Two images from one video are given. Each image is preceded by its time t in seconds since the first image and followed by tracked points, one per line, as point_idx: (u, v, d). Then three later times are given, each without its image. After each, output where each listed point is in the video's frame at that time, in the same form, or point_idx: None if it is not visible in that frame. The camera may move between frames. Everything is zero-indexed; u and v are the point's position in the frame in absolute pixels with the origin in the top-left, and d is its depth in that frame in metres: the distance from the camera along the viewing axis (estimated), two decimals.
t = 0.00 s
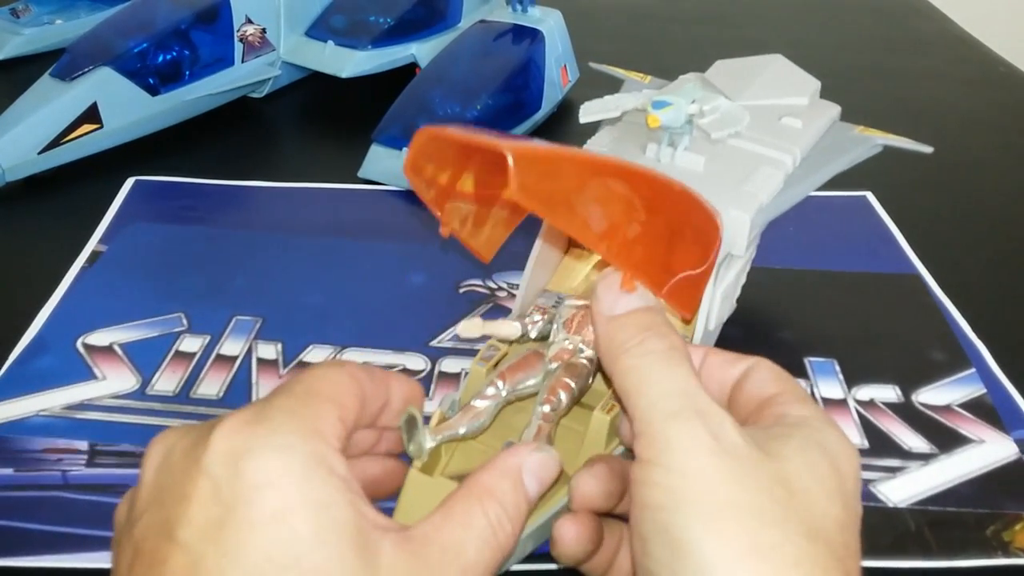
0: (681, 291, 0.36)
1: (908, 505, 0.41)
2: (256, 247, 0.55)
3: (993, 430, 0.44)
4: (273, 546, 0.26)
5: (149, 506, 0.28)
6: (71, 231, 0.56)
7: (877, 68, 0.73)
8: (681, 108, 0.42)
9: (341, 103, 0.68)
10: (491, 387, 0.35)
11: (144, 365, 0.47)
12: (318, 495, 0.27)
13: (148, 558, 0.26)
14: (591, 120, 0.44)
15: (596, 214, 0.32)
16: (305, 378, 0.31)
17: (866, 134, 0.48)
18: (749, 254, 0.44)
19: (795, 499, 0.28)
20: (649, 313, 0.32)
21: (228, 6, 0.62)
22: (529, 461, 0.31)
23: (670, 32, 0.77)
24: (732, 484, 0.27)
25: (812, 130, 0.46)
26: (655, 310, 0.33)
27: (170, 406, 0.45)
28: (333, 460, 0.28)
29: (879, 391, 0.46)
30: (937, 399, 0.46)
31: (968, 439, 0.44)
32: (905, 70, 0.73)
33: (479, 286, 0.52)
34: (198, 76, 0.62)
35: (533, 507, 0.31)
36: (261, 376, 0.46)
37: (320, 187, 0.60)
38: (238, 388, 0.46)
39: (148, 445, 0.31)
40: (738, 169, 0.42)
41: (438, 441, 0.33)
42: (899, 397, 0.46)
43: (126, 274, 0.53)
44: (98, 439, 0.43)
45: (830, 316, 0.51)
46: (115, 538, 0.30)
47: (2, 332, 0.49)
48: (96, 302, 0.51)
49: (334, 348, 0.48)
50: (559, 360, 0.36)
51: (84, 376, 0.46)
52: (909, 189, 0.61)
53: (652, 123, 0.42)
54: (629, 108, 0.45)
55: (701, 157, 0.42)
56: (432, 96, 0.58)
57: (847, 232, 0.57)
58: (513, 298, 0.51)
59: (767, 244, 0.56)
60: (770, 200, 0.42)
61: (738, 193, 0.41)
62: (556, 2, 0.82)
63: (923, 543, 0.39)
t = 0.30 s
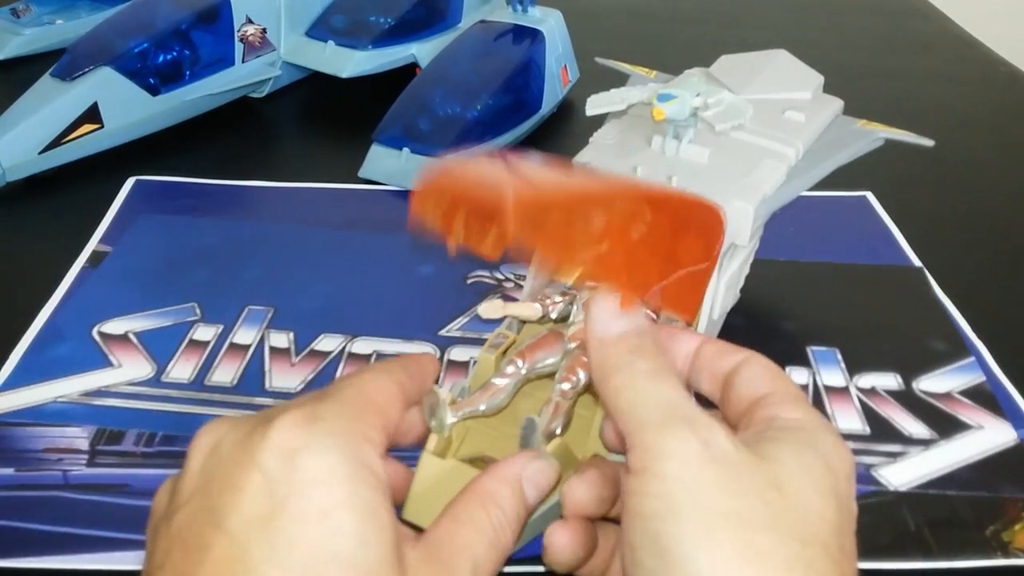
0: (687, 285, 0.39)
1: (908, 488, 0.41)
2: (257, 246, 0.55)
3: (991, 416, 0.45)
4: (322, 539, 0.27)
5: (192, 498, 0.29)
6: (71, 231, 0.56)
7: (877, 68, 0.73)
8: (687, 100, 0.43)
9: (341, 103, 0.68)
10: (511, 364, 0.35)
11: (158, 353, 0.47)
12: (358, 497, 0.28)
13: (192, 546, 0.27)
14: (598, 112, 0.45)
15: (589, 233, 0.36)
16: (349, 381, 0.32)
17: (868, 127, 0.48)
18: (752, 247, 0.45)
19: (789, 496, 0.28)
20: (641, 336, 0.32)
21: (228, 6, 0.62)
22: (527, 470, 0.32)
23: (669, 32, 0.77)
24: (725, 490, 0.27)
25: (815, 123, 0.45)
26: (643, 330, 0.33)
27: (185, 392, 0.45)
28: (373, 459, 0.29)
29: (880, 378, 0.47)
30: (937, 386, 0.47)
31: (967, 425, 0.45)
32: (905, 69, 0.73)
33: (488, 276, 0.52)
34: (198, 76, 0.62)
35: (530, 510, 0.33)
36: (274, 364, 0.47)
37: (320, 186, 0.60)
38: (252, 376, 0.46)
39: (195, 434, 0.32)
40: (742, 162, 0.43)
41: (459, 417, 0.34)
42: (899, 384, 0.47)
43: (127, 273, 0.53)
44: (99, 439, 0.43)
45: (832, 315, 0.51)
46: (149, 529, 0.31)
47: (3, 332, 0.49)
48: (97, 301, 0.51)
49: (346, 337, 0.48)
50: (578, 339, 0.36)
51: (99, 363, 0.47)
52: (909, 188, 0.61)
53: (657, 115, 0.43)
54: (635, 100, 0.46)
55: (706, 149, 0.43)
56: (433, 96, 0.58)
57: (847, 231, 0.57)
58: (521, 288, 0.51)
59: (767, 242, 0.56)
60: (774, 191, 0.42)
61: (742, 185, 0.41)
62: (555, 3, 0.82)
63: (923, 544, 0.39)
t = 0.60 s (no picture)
0: (688, 296, 0.38)
1: (909, 485, 0.42)
2: (256, 245, 0.55)
3: (992, 413, 0.45)
4: (335, 559, 0.29)
5: (206, 508, 0.31)
6: (70, 231, 0.56)
7: (876, 67, 0.73)
8: (686, 99, 0.43)
9: (341, 102, 0.68)
10: (521, 371, 0.37)
11: (158, 354, 0.47)
12: (370, 515, 0.29)
13: (205, 557, 0.29)
14: (596, 111, 0.45)
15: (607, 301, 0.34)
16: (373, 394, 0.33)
17: (867, 123, 0.48)
18: (752, 244, 0.45)
19: (802, 439, 0.29)
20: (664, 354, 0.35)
21: (228, 6, 0.62)
22: (526, 488, 0.33)
23: (670, 31, 0.77)
24: (735, 430, 0.30)
25: (814, 119, 0.45)
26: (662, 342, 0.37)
27: (186, 393, 0.45)
28: (388, 475, 0.31)
29: (880, 375, 0.47)
30: (937, 382, 0.47)
31: (967, 422, 0.45)
32: (906, 69, 0.73)
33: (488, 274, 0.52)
34: (198, 76, 0.62)
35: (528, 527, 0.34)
36: (275, 365, 0.47)
37: (318, 186, 0.60)
38: (253, 375, 0.46)
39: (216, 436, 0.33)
40: (741, 159, 0.42)
41: (474, 429, 0.35)
42: (900, 381, 0.47)
43: (126, 272, 0.53)
44: (98, 439, 0.43)
45: (831, 313, 0.51)
46: (163, 532, 0.32)
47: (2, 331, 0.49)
48: (96, 301, 0.51)
49: (346, 337, 0.48)
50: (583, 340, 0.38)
51: (99, 364, 0.47)
52: (909, 187, 0.61)
53: (657, 114, 0.43)
54: (635, 99, 0.46)
55: (705, 147, 0.43)
56: (432, 96, 0.58)
57: (847, 230, 0.57)
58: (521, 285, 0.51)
59: (768, 241, 0.56)
60: (775, 187, 0.42)
61: (742, 182, 0.41)
62: (555, 3, 0.82)
63: (924, 544, 0.39)
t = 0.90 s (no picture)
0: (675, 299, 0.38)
1: (905, 484, 0.42)
2: (257, 245, 0.55)
3: (988, 410, 0.45)
4: (334, 564, 0.29)
5: (208, 511, 0.31)
6: (70, 232, 0.56)
7: (876, 67, 0.73)
8: (682, 98, 0.43)
9: (341, 102, 0.68)
10: (501, 375, 0.36)
11: (156, 354, 0.47)
12: (372, 517, 0.29)
13: (209, 561, 0.29)
14: (593, 111, 0.45)
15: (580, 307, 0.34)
16: (358, 377, 0.33)
17: (863, 123, 0.48)
18: (748, 245, 0.45)
19: (793, 395, 0.32)
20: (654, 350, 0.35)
21: (228, 6, 0.62)
22: (523, 486, 0.33)
23: (669, 31, 0.77)
24: (726, 388, 0.31)
25: (810, 119, 0.45)
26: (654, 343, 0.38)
27: (183, 394, 0.45)
28: (389, 477, 0.30)
29: (877, 374, 0.47)
30: (932, 381, 0.47)
31: (964, 421, 0.45)
32: (906, 69, 0.73)
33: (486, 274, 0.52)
34: (197, 76, 0.62)
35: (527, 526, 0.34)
36: (271, 366, 0.47)
37: (318, 186, 0.60)
38: (250, 377, 0.46)
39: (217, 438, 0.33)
40: (738, 158, 0.43)
41: (461, 440, 0.35)
42: (896, 380, 0.47)
43: (126, 272, 0.53)
44: (98, 439, 0.43)
45: (830, 313, 0.51)
46: (164, 535, 0.33)
47: (2, 332, 0.49)
48: (95, 301, 0.51)
49: (343, 338, 0.48)
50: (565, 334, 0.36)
51: (97, 366, 0.47)
52: (909, 188, 0.61)
53: (653, 114, 0.43)
54: (631, 98, 0.46)
55: (702, 147, 0.43)
56: (432, 95, 0.58)
57: (846, 230, 0.57)
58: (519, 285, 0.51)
59: (767, 241, 0.56)
60: (770, 187, 0.42)
61: (738, 181, 0.41)
62: (555, 2, 0.82)
63: (922, 544, 0.39)
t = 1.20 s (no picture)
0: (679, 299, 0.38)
1: (905, 484, 0.42)
2: (256, 246, 0.55)
3: (988, 412, 0.45)
4: (333, 566, 0.29)
5: (208, 512, 0.31)
6: (70, 232, 0.56)
7: (876, 67, 0.73)
8: (683, 99, 0.43)
9: (342, 102, 0.68)
10: (505, 373, 0.36)
11: (156, 354, 0.47)
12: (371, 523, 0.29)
13: (210, 558, 0.29)
14: (594, 112, 0.45)
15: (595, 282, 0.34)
16: (372, 393, 0.33)
17: (863, 125, 0.48)
18: (748, 245, 0.45)
19: (771, 394, 0.31)
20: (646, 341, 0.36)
21: (228, 6, 0.62)
22: (522, 494, 0.34)
23: (669, 32, 0.77)
24: (704, 388, 0.31)
25: (811, 120, 0.45)
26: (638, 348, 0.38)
27: (183, 394, 0.45)
28: (388, 478, 0.30)
29: (877, 374, 0.47)
30: (933, 382, 0.47)
31: (964, 422, 0.45)
32: (906, 69, 0.73)
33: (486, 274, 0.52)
34: (198, 76, 0.62)
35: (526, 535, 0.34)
36: (271, 366, 0.47)
37: (317, 187, 0.60)
38: (250, 376, 0.46)
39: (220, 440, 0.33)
40: (738, 159, 0.43)
41: (463, 436, 0.35)
42: (896, 380, 0.47)
43: (125, 273, 0.53)
44: (98, 439, 0.43)
45: (831, 313, 0.51)
46: (166, 535, 0.33)
47: (2, 331, 0.49)
48: (95, 301, 0.51)
49: (343, 338, 0.48)
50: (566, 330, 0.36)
51: (97, 365, 0.47)
52: (909, 188, 0.61)
53: (654, 114, 0.43)
54: (632, 99, 0.46)
55: (702, 147, 0.43)
56: (432, 96, 0.58)
57: (846, 230, 0.57)
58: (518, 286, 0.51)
59: (768, 241, 0.56)
60: (771, 188, 0.42)
61: (738, 181, 0.41)
62: (555, 2, 0.82)
63: (923, 544, 0.39)
